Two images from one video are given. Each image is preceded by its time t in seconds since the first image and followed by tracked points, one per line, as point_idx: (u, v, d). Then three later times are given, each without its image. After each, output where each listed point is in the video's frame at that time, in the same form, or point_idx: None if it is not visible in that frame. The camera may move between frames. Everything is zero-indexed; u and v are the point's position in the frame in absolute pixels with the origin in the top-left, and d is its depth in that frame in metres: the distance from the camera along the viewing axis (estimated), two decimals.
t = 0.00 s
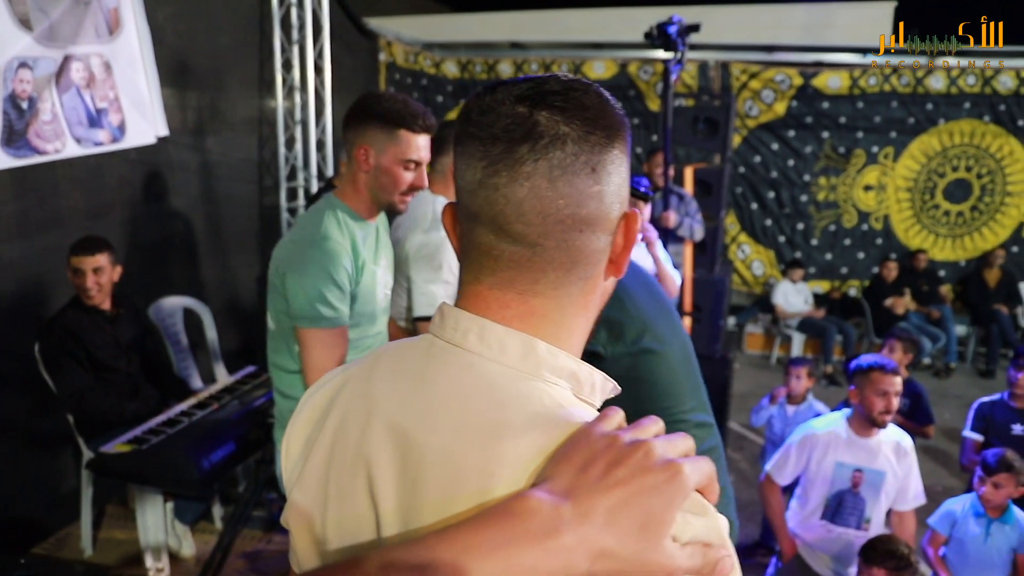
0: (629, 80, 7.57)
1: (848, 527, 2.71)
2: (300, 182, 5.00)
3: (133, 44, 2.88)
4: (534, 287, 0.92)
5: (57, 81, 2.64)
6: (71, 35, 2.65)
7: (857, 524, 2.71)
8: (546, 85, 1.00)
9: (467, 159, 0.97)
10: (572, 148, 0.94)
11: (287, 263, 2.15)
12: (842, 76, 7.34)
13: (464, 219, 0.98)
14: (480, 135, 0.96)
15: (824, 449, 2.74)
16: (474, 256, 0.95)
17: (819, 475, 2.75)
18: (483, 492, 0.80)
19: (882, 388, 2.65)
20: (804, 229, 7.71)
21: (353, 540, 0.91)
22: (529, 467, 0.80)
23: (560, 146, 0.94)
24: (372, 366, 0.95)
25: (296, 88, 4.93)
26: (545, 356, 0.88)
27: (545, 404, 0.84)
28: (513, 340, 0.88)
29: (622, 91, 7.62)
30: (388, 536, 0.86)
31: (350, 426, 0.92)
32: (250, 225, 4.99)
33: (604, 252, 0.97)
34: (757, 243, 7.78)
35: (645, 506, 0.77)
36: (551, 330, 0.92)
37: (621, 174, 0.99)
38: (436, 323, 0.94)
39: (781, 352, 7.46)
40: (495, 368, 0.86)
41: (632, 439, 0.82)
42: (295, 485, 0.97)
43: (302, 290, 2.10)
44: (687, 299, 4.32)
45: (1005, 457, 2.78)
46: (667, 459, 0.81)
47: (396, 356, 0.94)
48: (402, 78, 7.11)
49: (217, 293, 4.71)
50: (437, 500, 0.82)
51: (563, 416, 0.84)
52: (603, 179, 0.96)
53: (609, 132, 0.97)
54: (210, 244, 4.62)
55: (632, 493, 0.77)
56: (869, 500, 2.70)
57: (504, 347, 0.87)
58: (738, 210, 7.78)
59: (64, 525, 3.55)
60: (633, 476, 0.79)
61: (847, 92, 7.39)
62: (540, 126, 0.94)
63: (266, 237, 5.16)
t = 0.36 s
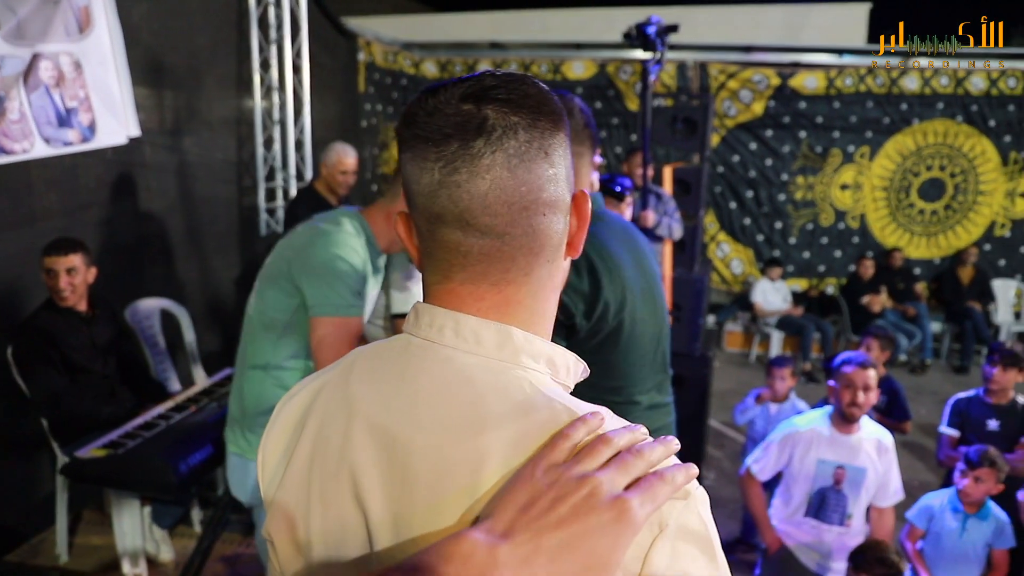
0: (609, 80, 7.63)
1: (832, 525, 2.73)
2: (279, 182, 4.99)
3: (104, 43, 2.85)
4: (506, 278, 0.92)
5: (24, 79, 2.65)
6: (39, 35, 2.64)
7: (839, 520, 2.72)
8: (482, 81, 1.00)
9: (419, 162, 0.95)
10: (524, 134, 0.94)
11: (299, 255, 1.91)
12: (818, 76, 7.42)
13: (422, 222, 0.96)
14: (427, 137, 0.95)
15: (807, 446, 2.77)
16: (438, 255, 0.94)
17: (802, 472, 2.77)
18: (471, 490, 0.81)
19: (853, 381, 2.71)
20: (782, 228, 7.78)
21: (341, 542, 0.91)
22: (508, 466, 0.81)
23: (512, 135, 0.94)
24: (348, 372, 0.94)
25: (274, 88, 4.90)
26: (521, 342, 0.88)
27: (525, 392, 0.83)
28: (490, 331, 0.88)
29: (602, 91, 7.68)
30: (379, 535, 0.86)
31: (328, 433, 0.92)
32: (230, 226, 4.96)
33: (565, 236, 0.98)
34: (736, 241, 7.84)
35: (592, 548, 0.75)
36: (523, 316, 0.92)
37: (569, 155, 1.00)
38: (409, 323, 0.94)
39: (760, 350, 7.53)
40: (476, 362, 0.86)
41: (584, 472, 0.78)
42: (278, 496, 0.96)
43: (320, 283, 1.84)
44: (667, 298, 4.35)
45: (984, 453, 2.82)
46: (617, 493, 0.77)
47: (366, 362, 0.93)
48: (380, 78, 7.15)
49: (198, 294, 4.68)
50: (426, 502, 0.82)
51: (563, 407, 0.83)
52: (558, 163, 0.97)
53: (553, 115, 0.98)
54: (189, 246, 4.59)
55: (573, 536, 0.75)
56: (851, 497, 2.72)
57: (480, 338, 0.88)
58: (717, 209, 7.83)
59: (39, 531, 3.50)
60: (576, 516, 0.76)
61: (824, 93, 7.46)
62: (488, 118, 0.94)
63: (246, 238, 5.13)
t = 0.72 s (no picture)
0: (603, 81, 7.63)
1: (825, 526, 2.72)
2: (272, 183, 4.96)
3: (93, 43, 2.82)
4: (506, 280, 0.90)
5: (10, 79, 2.63)
6: (25, 34, 2.65)
7: (832, 521, 2.72)
8: (469, 84, 0.99)
9: (411, 168, 0.94)
10: (514, 134, 0.93)
11: (326, 267, 1.90)
12: (812, 76, 7.44)
13: (416, 229, 0.95)
14: (417, 142, 0.94)
15: (800, 448, 2.75)
16: (435, 260, 0.93)
17: (795, 474, 2.75)
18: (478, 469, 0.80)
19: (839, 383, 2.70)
20: (777, 228, 7.78)
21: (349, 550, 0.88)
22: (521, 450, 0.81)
23: (502, 136, 0.93)
24: (349, 377, 0.93)
25: (267, 88, 4.87)
26: (529, 340, 0.88)
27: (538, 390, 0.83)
28: (498, 331, 0.87)
29: (596, 91, 7.67)
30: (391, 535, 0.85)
31: (333, 437, 0.90)
32: (224, 227, 4.93)
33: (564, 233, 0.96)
34: (730, 242, 7.85)
35: (577, 499, 0.75)
36: (526, 315, 0.91)
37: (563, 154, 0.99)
38: (413, 326, 0.93)
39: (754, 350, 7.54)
40: (478, 362, 0.86)
41: (563, 429, 0.79)
42: (282, 507, 0.95)
43: (346, 298, 1.87)
44: (663, 299, 4.34)
45: (980, 452, 2.80)
46: (597, 446, 0.77)
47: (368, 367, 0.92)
48: (373, 78, 7.12)
49: (192, 296, 4.65)
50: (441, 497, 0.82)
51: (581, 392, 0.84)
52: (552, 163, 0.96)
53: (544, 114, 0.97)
54: (183, 247, 4.55)
55: (558, 492, 0.75)
56: (843, 498, 2.72)
57: (487, 339, 0.87)
58: (711, 209, 7.82)
59: (30, 535, 3.47)
60: (560, 471, 0.76)
61: (818, 93, 7.47)
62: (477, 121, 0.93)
63: (239, 239, 5.10)
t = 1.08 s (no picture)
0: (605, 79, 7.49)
1: (818, 535, 2.65)
2: (271, 183, 4.92)
3: (87, 41, 2.78)
4: (520, 295, 0.83)
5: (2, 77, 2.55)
6: (16, 31, 2.58)
7: (824, 530, 2.65)
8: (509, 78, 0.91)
9: (429, 162, 0.86)
10: (544, 138, 0.84)
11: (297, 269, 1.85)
12: (816, 75, 7.35)
13: (433, 226, 0.88)
14: (440, 132, 0.86)
15: (791, 453, 2.71)
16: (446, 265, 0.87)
17: (787, 480, 2.71)
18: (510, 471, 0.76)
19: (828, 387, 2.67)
20: (780, 228, 7.73)
21: None
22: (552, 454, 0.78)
23: (526, 139, 0.84)
24: (350, 389, 0.84)
25: (266, 87, 4.83)
26: (547, 360, 0.83)
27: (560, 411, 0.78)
28: (514, 350, 0.82)
29: (598, 91, 7.51)
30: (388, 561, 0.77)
31: (322, 449, 0.82)
32: (223, 228, 4.89)
33: (585, 251, 0.88)
34: (733, 242, 7.80)
35: (620, 467, 0.73)
36: (539, 334, 0.84)
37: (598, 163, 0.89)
38: (422, 337, 0.87)
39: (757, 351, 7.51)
40: (490, 383, 0.80)
41: (604, 410, 0.78)
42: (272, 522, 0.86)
43: (314, 294, 1.82)
44: (665, 300, 4.30)
45: (986, 459, 2.76)
46: (637, 425, 0.77)
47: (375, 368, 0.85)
48: (375, 76, 7.08)
49: (192, 297, 4.61)
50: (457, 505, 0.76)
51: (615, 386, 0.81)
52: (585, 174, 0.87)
53: (580, 119, 0.88)
54: (182, 248, 4.52)
55: (602, 456, 0.73)
56: (836, 506, 2.65)
57: (503, 357, 0.81)
58: (714, 209, 7.78)
59: (24, 540, 3.44)
60: (604, 439, 0.74)
61: (821, 92, 7.41)
62: (505, 118, 0.84)
63: (239, 239, 5.06)
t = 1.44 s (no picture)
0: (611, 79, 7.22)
1: (813, 539, 2.63)
2: (276, 184, 4.91)
3: (92, 42, 2.79)
4: (507, 326, 0.78)
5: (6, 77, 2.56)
6: (21, 32, 2.60)
7: (820, 535, 2.62)
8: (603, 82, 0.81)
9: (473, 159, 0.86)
10: (555, 160, 0.76)
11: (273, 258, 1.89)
12: (823, 76, 7.30)
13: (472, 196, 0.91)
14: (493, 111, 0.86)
15: (789, 454, 2.70)
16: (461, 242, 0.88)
17: (784, 481, 2.70)
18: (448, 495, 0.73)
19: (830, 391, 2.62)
20: (787, 229, 7.68)
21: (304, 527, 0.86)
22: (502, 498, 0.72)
23: (528, 151, 0.78)
24: (368, 359, 0.90)
25: (270, 88, 4.82)
26: (514, 373, 0.77)
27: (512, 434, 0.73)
28: (487, 354, 0.78)
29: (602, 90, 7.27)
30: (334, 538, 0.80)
31: (321, 416, 0.88)
32: (229, 229, 4.89)
33: (557, 308, 0.75)
34: (739, 244, 7.71)
35: (530, 518, 0.60)
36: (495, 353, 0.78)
37: (661, 203, 0.73)
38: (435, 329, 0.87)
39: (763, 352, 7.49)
40: (458, 383, 0.77)
41: (539, 445, 0.66)
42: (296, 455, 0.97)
43: (285, 281, 1.84)
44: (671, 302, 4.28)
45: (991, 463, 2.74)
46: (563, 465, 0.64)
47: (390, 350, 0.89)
48: (380, 77, 7.07)
49: (198, 298, 4.62)
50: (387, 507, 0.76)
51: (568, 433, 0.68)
52: (607, 209, 0.73)
53: (631, 147, 0.74)
54: (187, 249, 4.52)
55: (508, 496, 0.60)
56: (832, 510, 2.62)
57: (474, 358, 0.78)
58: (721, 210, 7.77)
59: (26, 542, 3.44)
60: (517, 478, 0.62)
61: (828, 93, 7.37)
62: (527, 121, 0.79)
63: (244, 240, 5.05)
